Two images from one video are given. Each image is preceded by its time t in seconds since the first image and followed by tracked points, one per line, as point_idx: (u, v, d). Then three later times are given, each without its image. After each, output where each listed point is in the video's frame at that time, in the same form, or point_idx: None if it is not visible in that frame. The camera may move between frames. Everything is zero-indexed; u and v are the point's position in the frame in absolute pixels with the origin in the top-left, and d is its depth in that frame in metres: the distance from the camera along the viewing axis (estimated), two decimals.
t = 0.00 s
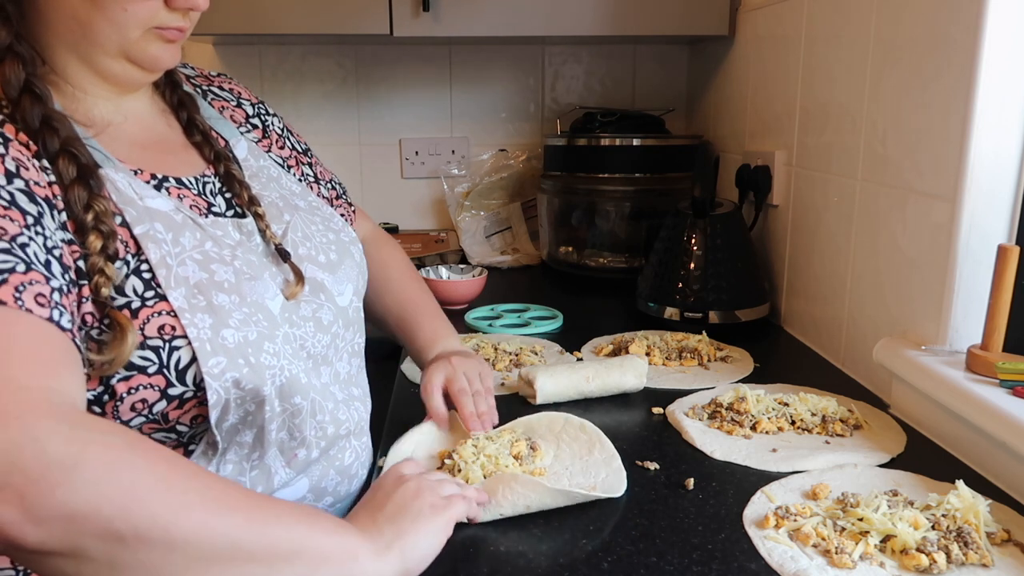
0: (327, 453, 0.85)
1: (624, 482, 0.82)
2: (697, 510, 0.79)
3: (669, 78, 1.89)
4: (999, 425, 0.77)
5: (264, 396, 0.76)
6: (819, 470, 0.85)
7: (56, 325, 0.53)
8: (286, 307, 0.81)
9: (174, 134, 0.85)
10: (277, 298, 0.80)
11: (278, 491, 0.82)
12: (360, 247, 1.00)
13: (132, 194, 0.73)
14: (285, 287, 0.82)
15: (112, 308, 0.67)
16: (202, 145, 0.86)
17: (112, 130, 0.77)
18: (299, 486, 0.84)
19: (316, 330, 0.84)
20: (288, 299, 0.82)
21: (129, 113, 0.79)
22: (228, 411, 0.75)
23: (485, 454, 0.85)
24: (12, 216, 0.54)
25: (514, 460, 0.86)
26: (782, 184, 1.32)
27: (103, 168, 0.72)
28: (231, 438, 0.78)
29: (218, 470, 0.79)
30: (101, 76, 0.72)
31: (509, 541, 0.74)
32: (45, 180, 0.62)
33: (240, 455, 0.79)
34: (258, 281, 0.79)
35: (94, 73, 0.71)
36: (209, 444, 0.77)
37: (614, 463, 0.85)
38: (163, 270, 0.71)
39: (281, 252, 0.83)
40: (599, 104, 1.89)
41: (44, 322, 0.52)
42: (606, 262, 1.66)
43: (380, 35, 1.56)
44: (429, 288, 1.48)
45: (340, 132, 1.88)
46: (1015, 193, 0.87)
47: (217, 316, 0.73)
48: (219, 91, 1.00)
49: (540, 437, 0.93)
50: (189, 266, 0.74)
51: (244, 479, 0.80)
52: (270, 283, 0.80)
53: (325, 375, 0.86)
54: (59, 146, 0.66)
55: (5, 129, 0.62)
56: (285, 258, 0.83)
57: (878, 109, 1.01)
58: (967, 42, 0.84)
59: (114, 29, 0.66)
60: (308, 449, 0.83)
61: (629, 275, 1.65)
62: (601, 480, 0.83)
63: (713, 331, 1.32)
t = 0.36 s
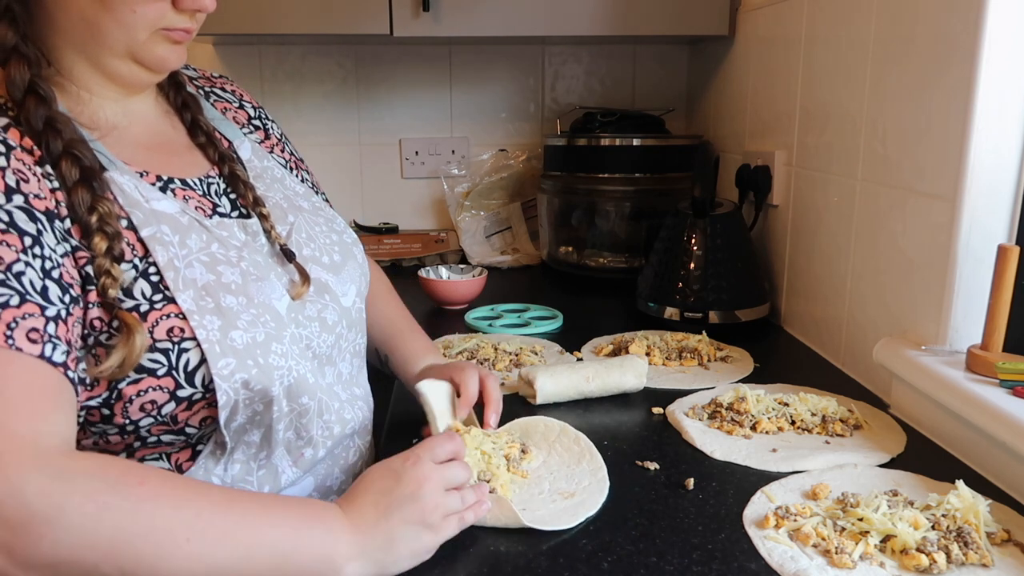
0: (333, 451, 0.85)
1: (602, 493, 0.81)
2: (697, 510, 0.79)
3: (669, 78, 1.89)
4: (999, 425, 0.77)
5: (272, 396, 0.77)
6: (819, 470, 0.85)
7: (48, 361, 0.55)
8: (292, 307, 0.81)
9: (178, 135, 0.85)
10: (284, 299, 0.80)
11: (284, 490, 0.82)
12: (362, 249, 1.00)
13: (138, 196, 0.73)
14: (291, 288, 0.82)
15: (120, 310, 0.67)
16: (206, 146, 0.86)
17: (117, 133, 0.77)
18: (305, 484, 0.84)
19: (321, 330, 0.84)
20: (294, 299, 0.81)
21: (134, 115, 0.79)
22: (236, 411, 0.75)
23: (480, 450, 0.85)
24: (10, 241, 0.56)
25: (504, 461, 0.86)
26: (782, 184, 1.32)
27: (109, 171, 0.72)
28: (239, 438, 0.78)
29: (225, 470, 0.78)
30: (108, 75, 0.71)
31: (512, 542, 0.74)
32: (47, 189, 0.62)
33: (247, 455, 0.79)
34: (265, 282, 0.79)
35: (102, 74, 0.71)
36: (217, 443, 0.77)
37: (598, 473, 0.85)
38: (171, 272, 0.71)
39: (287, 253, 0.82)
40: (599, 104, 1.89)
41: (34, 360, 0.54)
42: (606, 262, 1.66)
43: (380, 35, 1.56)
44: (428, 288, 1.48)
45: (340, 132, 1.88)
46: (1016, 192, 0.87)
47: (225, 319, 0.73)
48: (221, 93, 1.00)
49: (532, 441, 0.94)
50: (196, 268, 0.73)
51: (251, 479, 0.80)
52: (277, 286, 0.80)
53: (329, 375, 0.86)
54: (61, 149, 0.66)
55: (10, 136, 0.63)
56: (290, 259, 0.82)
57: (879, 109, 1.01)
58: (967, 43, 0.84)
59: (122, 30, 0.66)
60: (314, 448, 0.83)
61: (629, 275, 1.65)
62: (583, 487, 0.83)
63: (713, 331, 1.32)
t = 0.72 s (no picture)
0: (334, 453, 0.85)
1: (602, 492, 0.81)
2: (697, 510, 0.79)
3: (668, 78, 1.89)
4: (998, 425, 0.77)
5: (271, 399, 0.76)
6: (819, 470, 0.85)
7: (40, 373, 0.55)
8: (292, 311, 0.81)
9: (182, 136, 0.85)
10: (284, 302, 0.81)
11: (285, 491, 0.82)
12: (364, 252, 0.99)
13: (140, 197, 0.73)
14: (291, 291, 0.82)
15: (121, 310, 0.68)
16: (209, 146, 0.85)
17: (120, 132, 0.77)
18: (304, 485, 0.84)
19: (320, 334, 0.84)
20: (293, 303, 0.82)
21: (138, 117, 0.78)
22: (235, 413, 0.75)
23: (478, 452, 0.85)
24: (5, 248, 0.56)
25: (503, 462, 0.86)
26: (782, 184, 1.32)
27: (110, 172, 0.73)
28: (239, 438, 0.78)
29: (225, 471, 0.78)
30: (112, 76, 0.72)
31: (511, 542, 0.73)
32: (45, 191, 0.63)
33: (247, 456, 0.79)
34: (265, 284, 0.79)
35: (106, 74, 0.71)
36: (217, 444, 0.77)
37: (597, 474, 0.85)
38: (171, 274, 0.71)
39: (289, 254, 0.83)
40: (598, 104, 1.89)
41: (26, 371, 0.54)
42: (606, 261, 1.66)
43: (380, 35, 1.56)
44: (428, 288, 1.48)
45: (340, 132, 1.88)
46: (1016, 192, 0.87)
47: (225, 320, 0.73)
48: (225, 95, 1.00)
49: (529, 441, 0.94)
50: (197, 269, 0.74)
51: (251, 480, 0.80)
52: (276, 287, 0.81)
53: (327, 378, 0.86)
54: (62, 150, 0.66)
55: (11, 136, 0.64)
56: (292, 261, 0.83)
57: (878, 109, 1.01)
58: (966, 43, 0.84)
59: (127, 30, 0.66)
60: (315, 449, 0.83)
61: (629, 275, 1.65)
62: (583, 485, 0.83)
63: (713, 331, 1.32)
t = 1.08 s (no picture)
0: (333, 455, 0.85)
1: (602, 492, 0.81)
2: (697, 510, 0.79)
3: (668, 78, 1.89)
4: (999, 425, 0.77)
5: (270, 400, 0.76)
6: (819, 470, 0.85)
7: (33, 393, 0.56)
8: (289, 315, 0.81)
9: (184, 137, 0.85)
10: (280, 306, 0.80)
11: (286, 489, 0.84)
12: (368, 253, 0.99)
13: (141, 195, 0.73)
14: (290, 294, 0.82)
15: (122, 310, 0.68)
16: (211, 148, 0.85)
17: (121, 132, 0.77)
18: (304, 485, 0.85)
19: (318, 338, 0.84)
20: (292, 306, 0.82)
21: (140, 113, 0.79)
22: (233, 414, 0.75)
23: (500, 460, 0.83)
24: None
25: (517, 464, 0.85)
26: (782, 184, 1.32)
27: (111, 170, 0.73)
28: (238, 439, 0.78)
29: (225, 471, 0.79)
30: (118, 69, 0.72)
31: (510, 542, 0.74)
32: (33, 189, 0.63)
33: (246, 456, 0.80)
34: (263, 287, 0.79)
35: (113, 70, 0.72)
36: (216, 445, 0.77)
37: (597, 476, 0.85)
38: (173, 271, 0.71)
39: (290, 257, 0.83)
40: (598, 104, 1.89)
41: (18, 393, 0.56)
42: (606, 262, 1.66)
43: (380, 36, 1.56)
44: (428, 288, 1.48)
45: (340, 132, 1.88)
46: (1016, 192, 0.87)
47: (225, 319, 0.73)
48: (229, 93, 1.00)
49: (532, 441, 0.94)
50: (199, 266, 0.74)
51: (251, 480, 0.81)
52: (274, 290, 0.81)
53: (326, 381, 0.85)
54: (62, 152, 0.66)
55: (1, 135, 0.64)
56: (293, 263, 0.83)
57: (878, 109, 1.01)
58: (967, 42, 0.84)
59: (136, 26, 0.66)
60: (314, 451, 0.83)
61: (629, 275, 1.65)
62: (582, 487, 0.83)
63: (713, 331, 1.32)
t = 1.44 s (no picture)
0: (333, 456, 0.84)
1: (602, 492, 0.81)
2: (696, 510, 0.79)
3: (669, 78, 1.89)
4: (998, 425, 0.77)
5: (270, 399, 0.76)
6: (819, 469, 0.85)
7: (49, 380, 0.57)
8: (291, 314, 0.81)
9: (189, 136, 0.85)
10: (282, 304, 0.80)
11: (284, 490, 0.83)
12: (372, 254, 0.99)
13: (149, 189, 0.73)
14: (292, 295, 0.82)
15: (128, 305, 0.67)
16: (216, 148, 0.85)
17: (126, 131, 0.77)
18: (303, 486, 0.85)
19: (316, 341, 0.84)
20: (294, 307, 0.82)
21: (143, 112, 0.79)
22: (233, 412, 0.75)
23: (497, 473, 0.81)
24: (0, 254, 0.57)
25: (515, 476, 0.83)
26: (782, 184, 1.32)
27: (119, 165, 0.73)
28: (237, 439, 0.78)
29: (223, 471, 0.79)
30: (124, 69, 0.72)
31: (509, 542, 0.74)
32: (36, 178, 0.63)
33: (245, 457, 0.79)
34: (266, 285, 0.79)
35: (120, 71, 0.72)
36: (215, 444, 0.77)
37: (597, 475, 0.85)
38: (180, 264, 0.71)
39: (294, 258, 0.83)
40: (598, 104, 1.89)
41: (35, 382, 0.56)
42: (606, 262, 1.66)
43: (380, 35, 1.56)
44: (428, 288, 1.48)
45: (341, 132, 1.88)
46: (1016, 192, 0.87)
47: (230, 315, 0.73)
48: (235, 94, 1.00)
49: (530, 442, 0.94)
50: (206, 260, 0.74)
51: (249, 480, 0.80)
52: (275, 289, 0.80)
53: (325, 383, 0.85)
54: (71, 150, 0.66)
55: (5, 124, 0.64)
56: (297, 265, 0.83)
57: (879, 109, 1.01)
58: (966, 42, 0.84)
59: (142, 26, 0.66)
60: (314, 452, 0.82)
61: (629, 275, 1.65)
62: (582, 486, 0.83)
63: (713, 331, 1.32)
